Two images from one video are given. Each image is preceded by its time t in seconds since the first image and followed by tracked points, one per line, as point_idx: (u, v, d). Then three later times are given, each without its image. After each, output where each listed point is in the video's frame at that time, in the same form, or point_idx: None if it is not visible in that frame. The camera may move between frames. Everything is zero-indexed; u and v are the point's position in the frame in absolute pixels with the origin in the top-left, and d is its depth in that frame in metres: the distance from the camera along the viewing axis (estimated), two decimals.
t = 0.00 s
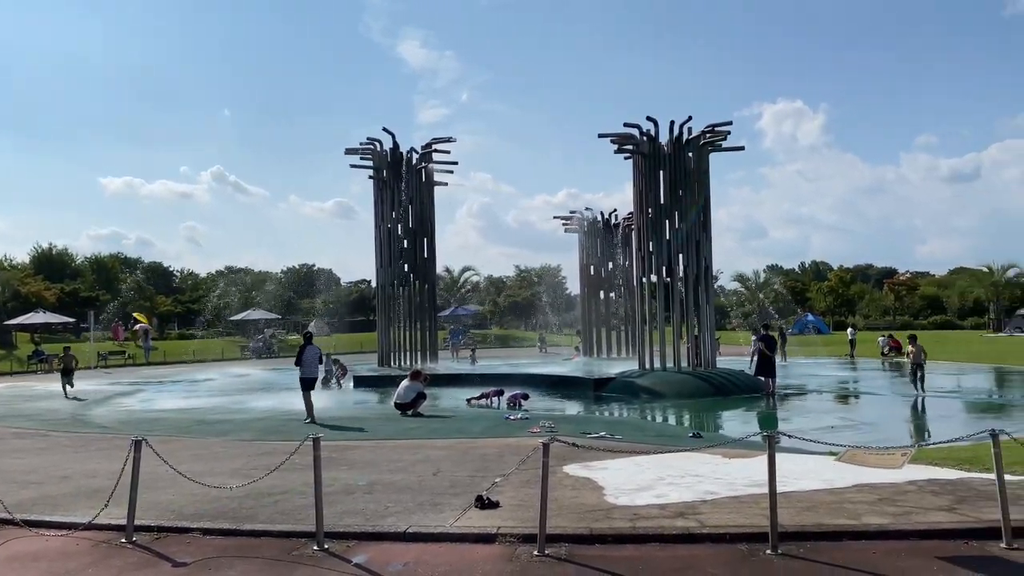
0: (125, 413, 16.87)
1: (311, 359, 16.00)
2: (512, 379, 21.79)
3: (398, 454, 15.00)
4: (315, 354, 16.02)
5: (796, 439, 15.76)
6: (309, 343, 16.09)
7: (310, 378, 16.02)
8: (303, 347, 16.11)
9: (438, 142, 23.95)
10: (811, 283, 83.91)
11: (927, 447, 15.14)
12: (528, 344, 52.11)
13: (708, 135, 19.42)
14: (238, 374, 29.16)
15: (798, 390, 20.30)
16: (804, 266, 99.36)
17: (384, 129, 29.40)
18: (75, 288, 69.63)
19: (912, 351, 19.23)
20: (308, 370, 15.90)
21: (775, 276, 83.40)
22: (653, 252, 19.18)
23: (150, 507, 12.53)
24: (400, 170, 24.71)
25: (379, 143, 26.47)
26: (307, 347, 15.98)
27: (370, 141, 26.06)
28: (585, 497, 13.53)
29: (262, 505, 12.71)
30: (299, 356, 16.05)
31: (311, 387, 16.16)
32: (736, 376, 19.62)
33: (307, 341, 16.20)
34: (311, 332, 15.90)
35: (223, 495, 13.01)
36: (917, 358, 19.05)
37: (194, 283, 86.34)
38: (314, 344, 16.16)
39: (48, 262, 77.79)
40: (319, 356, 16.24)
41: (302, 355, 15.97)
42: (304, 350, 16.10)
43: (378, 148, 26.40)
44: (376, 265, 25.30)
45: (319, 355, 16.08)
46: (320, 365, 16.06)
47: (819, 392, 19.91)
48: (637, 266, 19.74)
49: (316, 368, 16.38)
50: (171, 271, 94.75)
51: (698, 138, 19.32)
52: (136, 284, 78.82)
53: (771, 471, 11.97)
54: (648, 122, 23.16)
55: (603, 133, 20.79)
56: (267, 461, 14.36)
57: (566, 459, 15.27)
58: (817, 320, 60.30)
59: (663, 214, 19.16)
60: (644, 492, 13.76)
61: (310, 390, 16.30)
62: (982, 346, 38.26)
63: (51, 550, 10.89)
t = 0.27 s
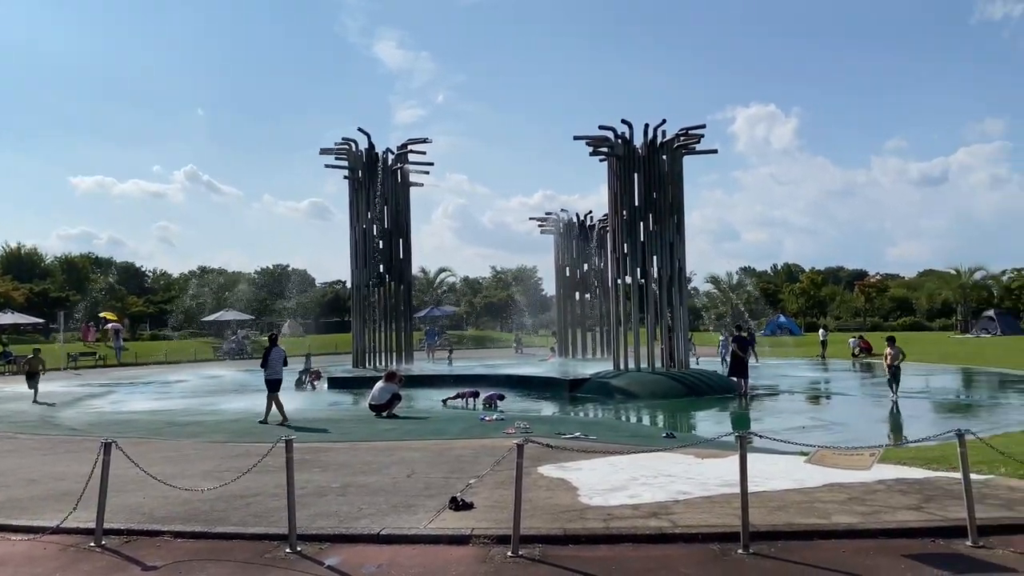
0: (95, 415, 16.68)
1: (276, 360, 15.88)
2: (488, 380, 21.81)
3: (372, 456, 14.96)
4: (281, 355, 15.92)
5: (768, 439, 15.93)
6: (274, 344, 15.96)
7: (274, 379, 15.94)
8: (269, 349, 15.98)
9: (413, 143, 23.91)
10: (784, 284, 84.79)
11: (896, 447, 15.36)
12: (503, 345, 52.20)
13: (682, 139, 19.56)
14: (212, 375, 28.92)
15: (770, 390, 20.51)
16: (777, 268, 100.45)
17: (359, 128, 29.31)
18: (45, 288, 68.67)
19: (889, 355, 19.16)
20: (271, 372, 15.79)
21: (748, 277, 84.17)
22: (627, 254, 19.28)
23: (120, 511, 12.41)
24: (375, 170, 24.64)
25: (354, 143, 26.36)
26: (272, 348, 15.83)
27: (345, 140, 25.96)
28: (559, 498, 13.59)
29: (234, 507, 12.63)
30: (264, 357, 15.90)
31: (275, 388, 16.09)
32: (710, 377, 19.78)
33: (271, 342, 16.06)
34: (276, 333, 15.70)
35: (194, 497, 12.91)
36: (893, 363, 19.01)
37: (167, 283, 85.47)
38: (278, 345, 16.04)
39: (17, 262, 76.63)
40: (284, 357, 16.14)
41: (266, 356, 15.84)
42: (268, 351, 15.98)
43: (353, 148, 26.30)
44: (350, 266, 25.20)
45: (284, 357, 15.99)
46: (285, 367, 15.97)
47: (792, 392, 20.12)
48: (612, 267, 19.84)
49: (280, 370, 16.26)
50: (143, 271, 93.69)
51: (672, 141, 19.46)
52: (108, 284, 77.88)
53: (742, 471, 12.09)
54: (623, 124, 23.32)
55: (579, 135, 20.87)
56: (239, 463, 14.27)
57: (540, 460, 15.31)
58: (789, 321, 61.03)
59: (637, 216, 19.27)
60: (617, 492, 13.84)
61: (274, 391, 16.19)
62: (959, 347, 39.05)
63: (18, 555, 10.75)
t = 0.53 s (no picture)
0: (58, 418, 16.37)
1: (236, 363, 15.74)
2: (459, 382, 21.75)
3: (341, 459, 14.85)
4: (240, 358, 15.79)
5: (738, 440, 16.04)
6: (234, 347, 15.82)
7: (234, 383, 15.76)
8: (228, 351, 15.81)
9: (385, 143, 23.79)
10: (754, 286, 85.67)
11: (863, 448, 15.54)
12: (474, 347, 52.14)
13: (653, 142, 19.67)
14: (179, 378, 28.52)
15: (739, 392, 20.66)
16: (747, 270, 101.40)
17: (330, 129, 29.14)
18: (8, 289, 67.35)
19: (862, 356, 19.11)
20: (231, 375, 15.62)
21: (719, 280, 84.90)
22: (599, 256, 19.33)
23: (83, 516, 12.19)
24: (346, 171, 24.49)
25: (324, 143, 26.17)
26: (232, 351, 15.69)
27: (315, 141, 25.76)
28: (530, 500, 13.57)
29: (200, 512, 12.46)
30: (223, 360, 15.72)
31: (234, 391, 15.91)
32: (680, 378, 19.90)
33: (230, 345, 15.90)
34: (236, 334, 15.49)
35: (158, 502, 12.72)
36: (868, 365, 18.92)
37: (135, 285, 84.25)
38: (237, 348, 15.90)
39: None
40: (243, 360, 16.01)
41: (226, 359, 15.68)
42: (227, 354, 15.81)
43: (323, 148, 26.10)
44: (321, 267, 25.00)
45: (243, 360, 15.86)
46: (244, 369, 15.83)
47: (761, 393, 20.28)
48: (584, 269, 19.87)
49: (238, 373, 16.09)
50: (110, 272, 92.27)
51: (643, 144, 19.56)
52: (73, 285, 76.59)
53: (711, 473, 12.16)
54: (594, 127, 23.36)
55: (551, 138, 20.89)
56: (206, 467, 14.09)
57: (511, 462, 15.29)
58: (759, 323, 61.68)
59: (609, 219, 19.33)
60: (587, 494, 13.85)
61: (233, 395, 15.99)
62: (924, 350, 39.63)
63: None
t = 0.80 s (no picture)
0: (16, 423, 16.04)
1: (192, 365, 15.62)
2: (428, 385, 21.69)
3: (308, 463, 14.74)
4: (197, 360, 15.68)
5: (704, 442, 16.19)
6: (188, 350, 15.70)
7: (191, 385, 15.64)
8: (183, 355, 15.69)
9: (354, 145, 23.68)
10: (722, 289, 86.40)
11: (827, 449, 15.76)
12: (443, 350, 52.01)
13: (623, 145, 19.80)
14: (143, 381, 28.09)
15: (707, 393, 20.83)
16: (716, 273, 102.42)
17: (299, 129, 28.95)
18: None
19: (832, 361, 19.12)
20: (189, 377, 15.51)
21: (687, 282, 85.56)
22: (568, 258, 19.40)
23: (41, 522, 11.95)
24: (314, 172, 24.35)
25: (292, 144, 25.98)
26: (188, 353, 15.58)
27: (283, 141, 25.57)
28: (498, 503, 13.57)
29: (163, 517, 12.29)
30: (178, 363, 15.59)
31: (192, 393, 15.78)
32: (648, 380, 20.03)
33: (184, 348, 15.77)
34: (192, 337, 15.32)
35: (120, 507, 12.52)
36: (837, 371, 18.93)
37: (98, 286, 82.82)
38: (192, 351, 15.79)
39: None
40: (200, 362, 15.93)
41: (182, 362, 15.55)
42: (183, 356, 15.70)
43: (291, 149, 25.91)
44: (288, 269, 24.80)
45: (199, 361, 15.77)
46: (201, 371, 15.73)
47: (728, 395, 20.47)
48: (553, 272, 19.92)
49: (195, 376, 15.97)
50: (72, 273, 90.64)
51: (613, 148, 19.68)
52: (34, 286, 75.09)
53: (678, 475, 12.25)
54: (564, 130, 23.44)
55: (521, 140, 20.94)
56: (169, 471, 13.90)
57: (479, 465, 15.28)
58: (726, 326, 62.23)
59: (578, 222, 19.41)
60: (556, 496, 13.88)
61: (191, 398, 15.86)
62: (885, 352, 40.50)
63: None
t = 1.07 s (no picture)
0: None
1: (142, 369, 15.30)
2: (396, 388, 21.62)
3: (274, 467, 14.62)
4: (146, 363, 15.37)
5: (671, 443, 16.32)
6: (138, 353, 15.35)
7: (140, 389, 15.39)
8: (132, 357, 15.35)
9: (321, 146, 23.54)
10: (689, 292, 87.16)
11: (790, 450, 15.99)
12: (410, 352, 51.83)
13: (591, 149, 19.92)
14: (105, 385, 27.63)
15: (673, 395, 21.00)
16: (682, 276, 103.45)
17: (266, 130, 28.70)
18: None
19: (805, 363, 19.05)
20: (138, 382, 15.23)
21: (655, 285, 86.20)
22: (537, 261, 19.46)
23: None
24: (281, 173, 24.19)
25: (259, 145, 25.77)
26: (138, 357, 15.23)
27: (250, 142, 25.36)
28: (465, 506, 13.57)
29: (125, 523, 12.13)
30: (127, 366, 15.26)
31: (141, 397, 15.55)
32: (616, 382, 20.16)
33: (135, 350, 15.41)
34: (142, 341, 15.00)
35: (81, 513, 12.32)
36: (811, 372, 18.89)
37: (59, 288, 81.26)
38: (143, 353, 15.43)
39: None
40: (149, 364, 15.60)
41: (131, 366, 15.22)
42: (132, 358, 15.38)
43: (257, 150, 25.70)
44: (254, 271, 24.58)
45: (149, 365, 15.44)
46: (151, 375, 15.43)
47: (695, 397, 20.67)
48: (522, 274, 19.95)
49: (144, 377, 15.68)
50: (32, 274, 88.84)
51: (581, 151, 19.79)
52: None
53: (644, 477, 12.35)
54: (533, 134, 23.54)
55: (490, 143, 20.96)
56: (131, 476, 13.71)
57: (447, 468, 15.28)
58: (693, 328, 62.79)
59: (547, 225, 19.48)
60: (523, 499, 13.92)
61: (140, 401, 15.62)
62: (848, 354, 41.14)
63: None
